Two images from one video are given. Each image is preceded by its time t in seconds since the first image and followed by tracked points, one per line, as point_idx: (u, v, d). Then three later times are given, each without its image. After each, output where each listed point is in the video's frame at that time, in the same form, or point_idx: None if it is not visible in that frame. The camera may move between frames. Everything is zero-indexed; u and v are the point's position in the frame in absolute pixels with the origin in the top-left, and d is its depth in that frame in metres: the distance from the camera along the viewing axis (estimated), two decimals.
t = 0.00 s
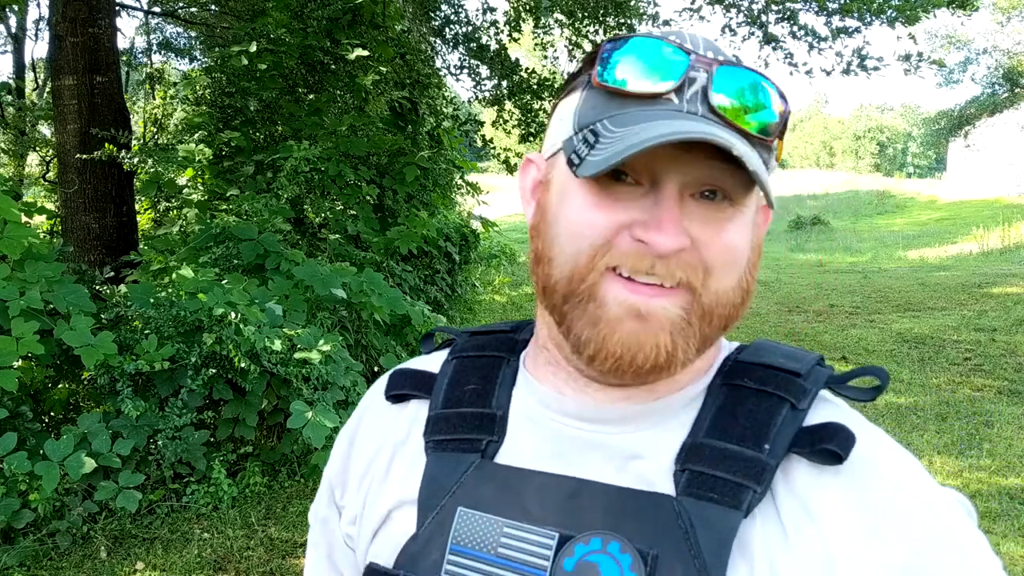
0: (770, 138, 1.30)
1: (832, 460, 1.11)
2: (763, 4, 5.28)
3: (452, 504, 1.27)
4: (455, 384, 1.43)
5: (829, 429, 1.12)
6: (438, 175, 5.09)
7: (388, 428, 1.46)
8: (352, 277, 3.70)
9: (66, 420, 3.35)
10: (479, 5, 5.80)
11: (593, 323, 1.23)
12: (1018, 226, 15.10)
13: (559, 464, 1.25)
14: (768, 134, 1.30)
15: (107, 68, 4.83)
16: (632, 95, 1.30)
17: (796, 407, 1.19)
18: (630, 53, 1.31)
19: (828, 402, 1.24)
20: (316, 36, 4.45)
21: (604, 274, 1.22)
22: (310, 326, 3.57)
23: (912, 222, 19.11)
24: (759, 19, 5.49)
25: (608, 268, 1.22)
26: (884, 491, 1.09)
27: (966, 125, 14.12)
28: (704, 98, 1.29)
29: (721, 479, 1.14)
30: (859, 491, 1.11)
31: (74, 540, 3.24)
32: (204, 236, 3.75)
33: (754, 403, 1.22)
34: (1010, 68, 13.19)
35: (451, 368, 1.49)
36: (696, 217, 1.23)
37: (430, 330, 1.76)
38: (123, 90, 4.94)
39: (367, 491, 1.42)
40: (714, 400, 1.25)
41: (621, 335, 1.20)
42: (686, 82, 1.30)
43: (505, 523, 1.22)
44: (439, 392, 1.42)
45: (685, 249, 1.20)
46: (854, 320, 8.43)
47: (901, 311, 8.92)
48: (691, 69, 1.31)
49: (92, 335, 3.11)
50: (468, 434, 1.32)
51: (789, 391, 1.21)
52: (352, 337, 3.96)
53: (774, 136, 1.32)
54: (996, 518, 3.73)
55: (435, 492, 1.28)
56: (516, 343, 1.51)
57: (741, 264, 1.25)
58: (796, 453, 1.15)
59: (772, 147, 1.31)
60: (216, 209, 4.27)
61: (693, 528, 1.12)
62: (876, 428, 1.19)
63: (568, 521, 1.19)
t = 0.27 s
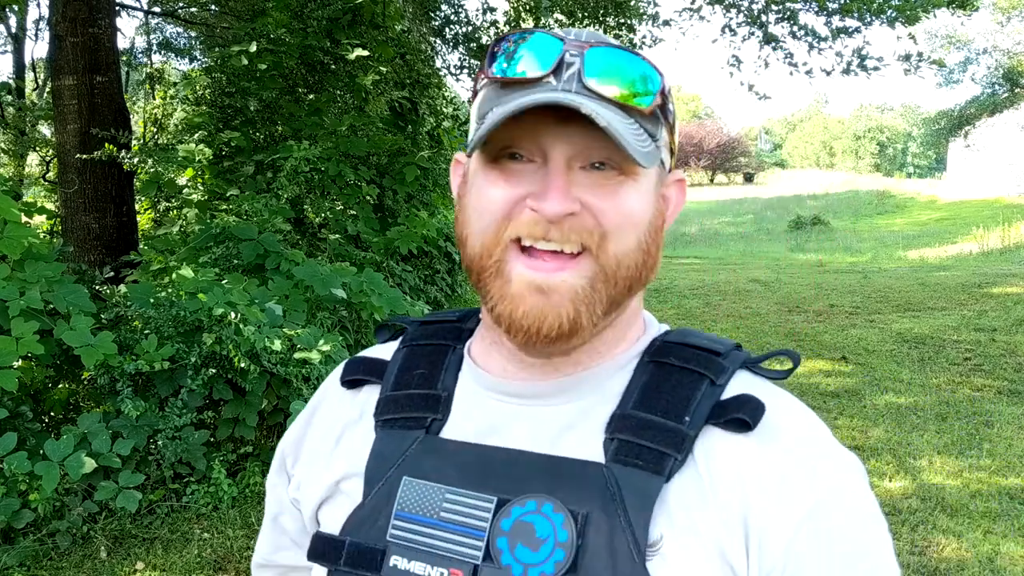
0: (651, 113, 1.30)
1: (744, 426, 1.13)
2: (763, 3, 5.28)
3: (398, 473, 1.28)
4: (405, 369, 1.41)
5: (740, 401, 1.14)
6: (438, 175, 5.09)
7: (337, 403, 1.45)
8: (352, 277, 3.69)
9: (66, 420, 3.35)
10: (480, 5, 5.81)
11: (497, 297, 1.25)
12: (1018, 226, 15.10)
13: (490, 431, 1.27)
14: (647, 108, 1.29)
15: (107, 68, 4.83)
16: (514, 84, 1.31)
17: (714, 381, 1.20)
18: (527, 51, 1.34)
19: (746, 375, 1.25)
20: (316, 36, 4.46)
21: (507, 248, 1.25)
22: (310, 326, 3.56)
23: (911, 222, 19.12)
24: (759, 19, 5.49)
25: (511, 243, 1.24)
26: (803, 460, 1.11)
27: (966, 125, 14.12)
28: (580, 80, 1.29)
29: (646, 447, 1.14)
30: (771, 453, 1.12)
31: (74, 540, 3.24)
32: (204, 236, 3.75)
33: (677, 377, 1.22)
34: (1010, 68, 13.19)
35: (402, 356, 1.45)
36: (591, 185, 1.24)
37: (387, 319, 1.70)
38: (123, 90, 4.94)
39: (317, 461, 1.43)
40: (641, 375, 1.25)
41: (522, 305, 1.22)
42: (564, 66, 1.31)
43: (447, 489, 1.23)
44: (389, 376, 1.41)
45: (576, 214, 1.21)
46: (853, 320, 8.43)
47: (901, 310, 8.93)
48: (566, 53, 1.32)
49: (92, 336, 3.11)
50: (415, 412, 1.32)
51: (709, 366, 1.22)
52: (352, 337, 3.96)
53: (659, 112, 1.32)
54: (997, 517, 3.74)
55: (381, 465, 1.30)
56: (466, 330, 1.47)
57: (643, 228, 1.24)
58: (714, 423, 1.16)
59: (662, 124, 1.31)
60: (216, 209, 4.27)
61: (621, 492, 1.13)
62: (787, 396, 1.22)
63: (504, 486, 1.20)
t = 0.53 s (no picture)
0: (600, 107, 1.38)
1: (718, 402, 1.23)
2: (763, 3, 5.28)
3: (387, 439, 1.32)
4: (387, 347, 1.45)
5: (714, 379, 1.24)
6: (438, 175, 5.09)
7: (322, 381, 1.49)
8: (352, 277, 3.70)
9: (66, 420, 3.35)
10: (479, 5, 5.81)
11: (460, 288, 1.33)
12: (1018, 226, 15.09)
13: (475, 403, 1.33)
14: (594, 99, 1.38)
15: (107, 68, 4.84)
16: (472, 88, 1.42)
17: (685, 362, 1.30)
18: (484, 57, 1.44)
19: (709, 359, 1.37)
20: (316, 36, 4.46)
21: (467, 244, 1.32)
22: (310, 326, 3.55)
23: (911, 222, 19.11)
24: (759, 19, 5.49)
25: (471, 239, 1.31)
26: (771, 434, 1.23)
27: (966, 125, 14.11)
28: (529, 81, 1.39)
29: (625, 417, 1.23)
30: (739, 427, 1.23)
31: (74, 540, 3.24)
32: (205, 236, 3.74)
33: (649, 357, 1.31)
34: (1010, 68, 13.19)
35: (382, 336, 1.49)
36: (544, 182, 1.32)
37: (361, 306, 1.73)
38: (124, 90, 4.94)
39: (297, 437, 1.45)
40: (616, 355, 1.33)
41: (482, 293, 1.30)
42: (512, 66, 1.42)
43: (437, 452, 1.28)
44: (372, 354, 1.45)
45: (528, 208, 1.29)
46: (853, 320, 8.43)
47: (901, 310, 8.93)
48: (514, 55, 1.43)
49: (92, 336, 3.12)
50: (401, 385, 1.36)
51: (679, 349, 1.32)
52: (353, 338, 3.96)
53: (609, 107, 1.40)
54: (997, 517, 3.73)
55: (367, 433, 1.33)
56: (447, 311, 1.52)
57: (593, 225, 1.32)
58: (686, 400, 1.26)
59: (612, 119, 1.40)
60: (216, 209, 4.27)
61: (603, 456, 1.21)
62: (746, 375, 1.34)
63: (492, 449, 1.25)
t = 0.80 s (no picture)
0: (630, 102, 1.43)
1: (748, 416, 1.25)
2: (763, 3, 5.28)
3: (412, 440, 1.34)
4: (414, 342, 1.47)
5: (748, 392, 1.26)
6: (438, 175, 5.10)
7: (346, 376, 1.51)
8: (352, 277, 3.70)
9: (66, 420, 3.35)
10: (479, 5, 5.81)
11: (488, 276, 1.35)
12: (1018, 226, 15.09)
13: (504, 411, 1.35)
14: (618, 87, 1.42)
15: (107, 68, 4.84)
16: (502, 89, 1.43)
17: (718, 376, 1.32)
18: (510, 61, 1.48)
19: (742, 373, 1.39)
20: (316, 36, 4.46)
21: (495, 229, 1.33)
22: (310, 326, 3.55)
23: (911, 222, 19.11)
24: (759, 19, 5.49)
25: (499, 224, 1.33)
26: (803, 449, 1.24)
27: (966, 125, 14.10)
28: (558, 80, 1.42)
29: (658, 433, 1.24)
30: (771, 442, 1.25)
31: (74, 540, 3.24)
32: (205, 236, 3.74)
33: (683, 371, 1.33)
34: (1010, 68, 13.19)
35: (410, 329, 1.52)
36: (573, 168, 1.34)
37: (391, 298, 1.76)
38: (123, 91, 4.94)
39: (319, 430, 1.47)
40: (648, 366, 1.35)
41: (512, 277, 1.31)
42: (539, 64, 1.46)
43: (463, 459, 1.29)
44: (399, 348, 1.47)
45: (556, 194, 1.31)
46: (853, 320, 8.43)
47: (901, 310, 8.93)
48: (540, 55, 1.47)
49: (92, 336, 3.12)
50: (426, 383, 1.39)
51: (713, 363, 1.34)
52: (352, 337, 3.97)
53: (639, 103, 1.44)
54: (997, 517, 3.73)
55: (391, 433, 1.35)
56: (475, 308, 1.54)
57: (623, 211, 1.33)
58: (720, 416, 1.27)
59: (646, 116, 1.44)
60: (216, 209, 4.27)
61: (635, 474, 1.21)
62: (783, 390, 1.36)
63: (521, 460, 1.26)
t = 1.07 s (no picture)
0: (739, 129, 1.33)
1: (856, 456, 1.23)
2: (763, 4, 5.28)
3: (480, 477, 1.32)
4: (472, 365, 1.45)
5: (853, 428, 1.23)
6: (438, 175, 5.09)
7: (396, 404, 1.48)
8: (352, 277, 3.70)
9: (66, 420, 3.35)
10: (480, 5, 5.80)
11: (578, 325, 1.27)
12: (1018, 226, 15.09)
13: (583, 447, 1.31)
14: (737, 123, 1.32)
15: (107, 68, 4.84)
16: (589, 97, 1.35)
17: (814, 402, 1.29)
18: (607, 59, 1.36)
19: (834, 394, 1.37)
20: (316, 36, 4.45)
21: (585, 277, 1.26)
22: (310, 326, 3.56)
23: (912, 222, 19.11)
24: (759, 19, 5.48)
25: (589, 271, 1.26)
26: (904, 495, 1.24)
27: (966, 125, 14.09)
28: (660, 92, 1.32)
29: (754, 468, 1.22)
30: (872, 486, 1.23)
31: (74, 540, 3.25)
32: (204, 236, 3.74)
33: (776, 397, 1.30)
34: (1010, 68, 13.19)
35: (466, 349, 1.50)
36: (673, 211, 1.27)
37: (433, 314, 1.75)
38: (124, 90, 4.95)
39: (374, 462, 1.45)
40: (736, 390, 1.33)
41: (605, 333, 1.24)
42: (643, 74, 1.34)
43: (539, 499, 1.27)
44: (455, 371, 1.45)
45: (657, 242, 1.24)
46: (853, 320, 8.43)
47: (901, 310, 8.93)
48: (645, 61, 1.34)
49: (92, 336, 3.12)
50: (490, 412, 1.37)
51: (807, 387, 1.30)
52: (352, 337, 3.96)
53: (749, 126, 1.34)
54: (996, 518, 3.73)
55: (457, 469, 1.33)
56: (532, 325, 1.52)
57: (725, 257, 1.27)
58: (820, 448, 1.25)
59: (753, 138, 1.35)
60: (216, 209, 4.27)
61: (731, 515, 1.20)
62: (880, 420, 1.34)
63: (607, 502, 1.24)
